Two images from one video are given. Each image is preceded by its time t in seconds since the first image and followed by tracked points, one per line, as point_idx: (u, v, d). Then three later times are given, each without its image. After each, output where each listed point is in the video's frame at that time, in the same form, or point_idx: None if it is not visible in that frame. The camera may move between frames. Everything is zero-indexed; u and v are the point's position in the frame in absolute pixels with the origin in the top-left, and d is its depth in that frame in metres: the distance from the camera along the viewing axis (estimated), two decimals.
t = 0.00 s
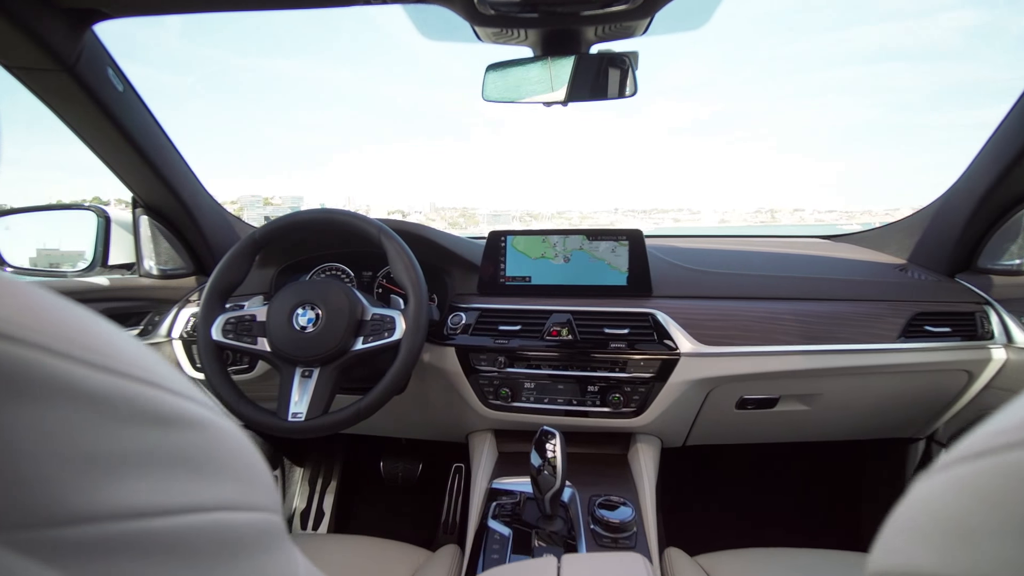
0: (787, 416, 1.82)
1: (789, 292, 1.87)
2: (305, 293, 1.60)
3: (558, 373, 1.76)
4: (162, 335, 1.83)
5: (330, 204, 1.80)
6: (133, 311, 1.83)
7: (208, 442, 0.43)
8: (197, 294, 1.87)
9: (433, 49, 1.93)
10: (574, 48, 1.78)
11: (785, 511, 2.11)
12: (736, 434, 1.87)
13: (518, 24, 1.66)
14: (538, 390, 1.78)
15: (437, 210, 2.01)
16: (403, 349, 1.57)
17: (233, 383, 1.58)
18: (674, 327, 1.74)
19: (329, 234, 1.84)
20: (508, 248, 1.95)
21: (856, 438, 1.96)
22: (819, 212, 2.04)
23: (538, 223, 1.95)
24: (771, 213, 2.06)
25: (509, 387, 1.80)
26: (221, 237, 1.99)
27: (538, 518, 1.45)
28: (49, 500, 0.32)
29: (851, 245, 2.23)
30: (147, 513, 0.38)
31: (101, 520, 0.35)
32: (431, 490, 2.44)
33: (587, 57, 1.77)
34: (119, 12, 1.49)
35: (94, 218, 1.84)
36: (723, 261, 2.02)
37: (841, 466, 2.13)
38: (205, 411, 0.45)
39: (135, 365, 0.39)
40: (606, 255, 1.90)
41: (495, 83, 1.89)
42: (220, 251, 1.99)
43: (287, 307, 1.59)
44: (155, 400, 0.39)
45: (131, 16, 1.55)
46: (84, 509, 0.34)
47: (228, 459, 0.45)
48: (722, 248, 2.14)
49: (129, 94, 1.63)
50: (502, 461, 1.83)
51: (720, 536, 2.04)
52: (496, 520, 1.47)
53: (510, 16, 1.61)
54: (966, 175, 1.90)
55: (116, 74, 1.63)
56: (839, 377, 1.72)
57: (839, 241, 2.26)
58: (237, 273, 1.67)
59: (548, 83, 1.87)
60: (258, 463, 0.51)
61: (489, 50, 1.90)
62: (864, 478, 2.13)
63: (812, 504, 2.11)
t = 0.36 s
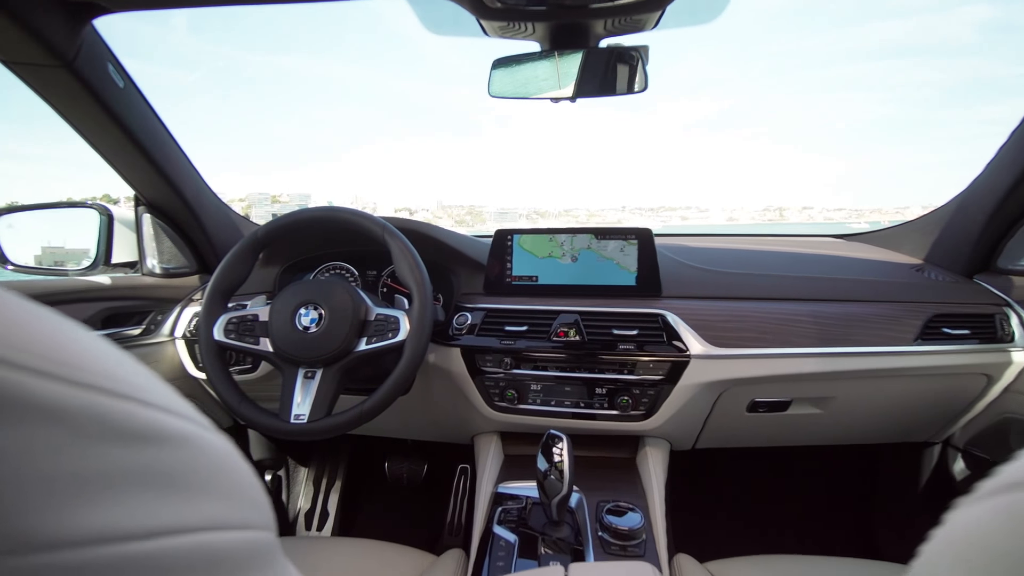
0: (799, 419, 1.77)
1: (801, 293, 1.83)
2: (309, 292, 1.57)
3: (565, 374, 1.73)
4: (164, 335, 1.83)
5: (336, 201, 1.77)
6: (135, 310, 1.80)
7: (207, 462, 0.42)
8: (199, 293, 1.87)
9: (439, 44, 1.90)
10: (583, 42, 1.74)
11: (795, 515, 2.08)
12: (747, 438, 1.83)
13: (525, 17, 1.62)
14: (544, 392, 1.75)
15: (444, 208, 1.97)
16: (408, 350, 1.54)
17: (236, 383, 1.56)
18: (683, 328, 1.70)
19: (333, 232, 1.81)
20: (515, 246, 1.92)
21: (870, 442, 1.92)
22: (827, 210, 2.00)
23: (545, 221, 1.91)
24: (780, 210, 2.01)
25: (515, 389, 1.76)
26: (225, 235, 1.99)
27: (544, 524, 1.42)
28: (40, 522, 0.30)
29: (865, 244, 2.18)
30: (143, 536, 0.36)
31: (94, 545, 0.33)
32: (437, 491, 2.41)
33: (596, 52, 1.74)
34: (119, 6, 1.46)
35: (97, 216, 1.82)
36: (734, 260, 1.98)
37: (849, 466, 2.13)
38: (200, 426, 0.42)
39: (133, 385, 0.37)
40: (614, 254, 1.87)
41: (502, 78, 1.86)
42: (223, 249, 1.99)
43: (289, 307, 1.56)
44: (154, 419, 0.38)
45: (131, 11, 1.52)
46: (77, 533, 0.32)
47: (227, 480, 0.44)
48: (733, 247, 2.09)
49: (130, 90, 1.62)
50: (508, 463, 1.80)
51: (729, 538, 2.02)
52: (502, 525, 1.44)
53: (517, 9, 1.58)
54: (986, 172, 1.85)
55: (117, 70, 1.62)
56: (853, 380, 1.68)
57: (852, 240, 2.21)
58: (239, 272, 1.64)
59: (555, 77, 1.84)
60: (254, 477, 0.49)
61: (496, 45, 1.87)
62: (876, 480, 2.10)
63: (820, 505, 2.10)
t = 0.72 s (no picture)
0: (813, 422, 1.73)
1: (816, 292, 1.78)
2: (313, 290, 1.54)
3: (573, 375, 1.70)
4: (169, 333, 1.80)
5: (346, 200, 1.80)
6: (140, 308, 1.77)
7: (214, 489, 0.44)
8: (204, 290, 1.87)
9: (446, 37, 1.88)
10: (594, 35, 1.69)
11: (806, 518, 2.05)
12: (759, 440, 1.79)
13: (534, 9, 1.58)
14: (553, 393, 1.72)
15: (453, 205, 1.94)
16: (413, 351, 1.52)
17: (239, 383, 1.54)
18: (695, 329, 1.67)
19: (338, 229, 1.79)
20: (524, 244, 1.88)
21: (886, 445, 1.88)
22: (838, 207, 1.94)
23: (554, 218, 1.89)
24: (789, 207, 1.99)
25: (522, 390, 1.73)
26: (230, 231, 1.97)
27: (552, 529, 1.38)
28: (41, 545, 0.32)
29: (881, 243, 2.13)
30: (142, 559, 0.38)
31: (91, 568, 0.35)
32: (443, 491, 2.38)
33: (606, 45, 1.70)
34: None
35: (102, 213, 1.81)
36: (747, 259, 1.94)
37: (859, 468, 2.09)
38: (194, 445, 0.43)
39: (127, 408, 0.38)
40: (625, 253, 1.83)
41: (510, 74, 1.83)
42: (228, 244, 1.98)
43: (293, 306, 1.54)
44: (167, 450, 0.40)
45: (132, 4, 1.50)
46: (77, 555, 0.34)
47: (232, 507, 0.45)
48: (745, 245, 2.05)
49: (133, 84, 1.60)
50: (515, 465, 1.78)
51: (738, 541, 1.99)
52: (509, 530, 1.41)
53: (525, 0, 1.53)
54: (1010, 168, 1.78)
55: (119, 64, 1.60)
56: (871, 383, 1.63)
57: (869, 239, 2.16)
58: (243, 270, 1.62)
59: (563, 74, 1.83)
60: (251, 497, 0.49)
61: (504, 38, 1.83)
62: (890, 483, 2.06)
63: (832, 508, 2.07)
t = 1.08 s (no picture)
0: (828, 424, 1.69)
1: (832, 292, 1.73)
2: (317, 288, 1.52)
3: (582, 375, 1.66)
4: (173, 330, 1.80)
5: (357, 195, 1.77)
6: (142, 305, 1.74)
7: (207, 509, 0.46)
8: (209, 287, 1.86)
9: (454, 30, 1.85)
10: (605, 26, 1.63)
11: (817, 522, 2.02)
12: (772, 442, 1.75)
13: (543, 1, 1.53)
14: (561, 393, 1.69)
15: (461, 200, 1.90)
16: (419, 350, 1.49)
17: (243, 382, 1.52)
18: (707, 328, 1.63)
19: (344, 226, 1.76)
20: (532, 241, 1.85)
21: (901, 448, 1.83)
22: (849, 203, 1.92)
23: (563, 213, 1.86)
24: (800, 203, 1.92)
25: (530, 390, 1.70)
26: (234, 228, 1.98)
27: (560, 533, 1.34)
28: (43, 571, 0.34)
29: (897, 241, 2.06)
30: None
31: None
32: (449, 490, 2.36)
33: (618, 36, 1.65)
34: None
35: (106, 208, 1.79)
36: (760, 257, 1.89)
37: (871, 472, 2.07)
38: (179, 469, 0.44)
39: (113, 433, 0.40)
40: (635, 250, 1.79)
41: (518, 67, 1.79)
42: (232, 241, 1.98)
43: (298, 304, 1.51)
44: (159, 474, 0.42)
45: None
46: None
47: (225, 527, 0.48)
48: (757, 242, 2.00)
49: (134, 78, 1.59)
50: (523, 467, 1.75)
51: (748, 542, 1.97)
52: (516, 534, 1.38)
53: None
54: None
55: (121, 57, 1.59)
56: (888, 385, 1.59)
57: (885, 236, 2.11)
58: (247, 267, 1.59)
59: (572, 71, 1.81)
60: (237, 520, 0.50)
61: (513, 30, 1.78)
62: (904, 487, 2.02)
63: (841, 511, 2.05)
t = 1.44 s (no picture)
0: (842, 427, 1.65)
1: (847, 291, 1.69)
2: (321, 286, 1.49)
3: (591, 375, 1.63)
4: (177, 327, 1.78)
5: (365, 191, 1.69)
6: (148, 301, 1.72)
7: (196, 533, 0.44)
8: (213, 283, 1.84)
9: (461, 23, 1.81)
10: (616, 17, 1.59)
11: (827, 525, 1.98)
12: (785, 444, 1.71)
13: None
14: (569, 394, 1.65)
15: (470, 196, 1.87)
16: (424, 349, 1.46)
17: (246, 381, 1.50)
18: (720, 328, 1.59)
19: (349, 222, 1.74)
20: (540, 238, 1.83)
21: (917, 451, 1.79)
22: (861, 199, 1.86)
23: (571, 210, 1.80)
24: (811, 200, 1.85)
25: (538, 390, 1.67)
26: (239, 224, 1.97)
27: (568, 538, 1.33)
28: None
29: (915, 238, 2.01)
30: None
31: None
32: (455, 489, 2.34)
33: (630, 27, 1.60)
34: None
35: (110, 204, 1.78)
36: (773, 254, 1.85)
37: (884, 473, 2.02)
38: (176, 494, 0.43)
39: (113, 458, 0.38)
40: (645, 247, 1.75)
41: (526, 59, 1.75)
42: (237, 237, 1.96)
43: (301, 301, 1.48)
44: (157, 500, 0.40)
45: None
46: None
47: (212, 547, 0.45)
48: (770, 239, 1.96)
49: (136, 71, 1.57)
50: (530, 468, 1.72)
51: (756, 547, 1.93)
52: (522, 539, 1.35)
53: None
54: None
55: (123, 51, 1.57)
56: (906, 387, 1.55)
57: (902, 233, 2.05)
58: (250, 264, 1.57)
59: (582, 66, 1.78)
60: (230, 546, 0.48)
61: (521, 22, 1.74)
62: (918, 491, 1.98)
63: (851, 514, 2.01)
